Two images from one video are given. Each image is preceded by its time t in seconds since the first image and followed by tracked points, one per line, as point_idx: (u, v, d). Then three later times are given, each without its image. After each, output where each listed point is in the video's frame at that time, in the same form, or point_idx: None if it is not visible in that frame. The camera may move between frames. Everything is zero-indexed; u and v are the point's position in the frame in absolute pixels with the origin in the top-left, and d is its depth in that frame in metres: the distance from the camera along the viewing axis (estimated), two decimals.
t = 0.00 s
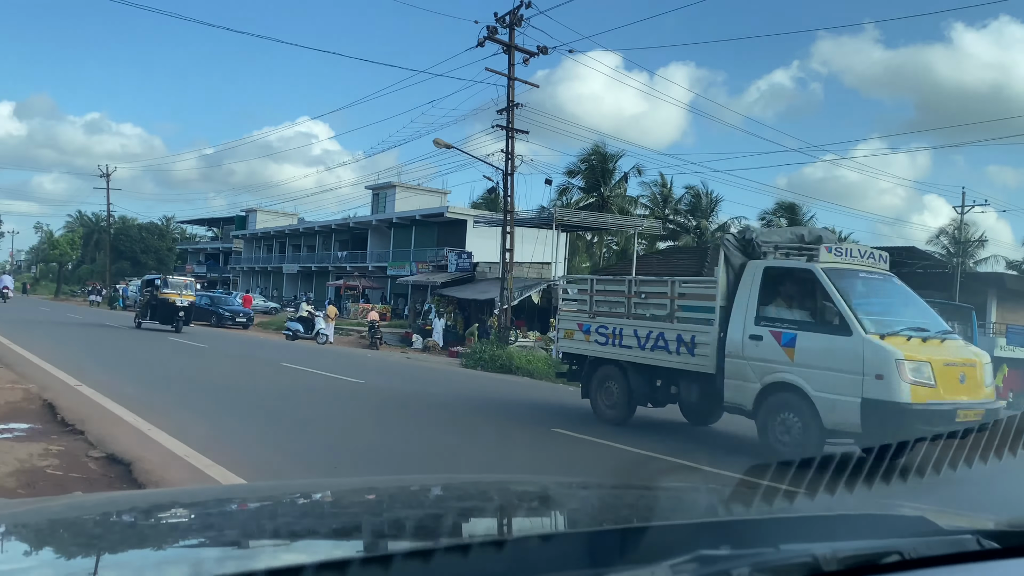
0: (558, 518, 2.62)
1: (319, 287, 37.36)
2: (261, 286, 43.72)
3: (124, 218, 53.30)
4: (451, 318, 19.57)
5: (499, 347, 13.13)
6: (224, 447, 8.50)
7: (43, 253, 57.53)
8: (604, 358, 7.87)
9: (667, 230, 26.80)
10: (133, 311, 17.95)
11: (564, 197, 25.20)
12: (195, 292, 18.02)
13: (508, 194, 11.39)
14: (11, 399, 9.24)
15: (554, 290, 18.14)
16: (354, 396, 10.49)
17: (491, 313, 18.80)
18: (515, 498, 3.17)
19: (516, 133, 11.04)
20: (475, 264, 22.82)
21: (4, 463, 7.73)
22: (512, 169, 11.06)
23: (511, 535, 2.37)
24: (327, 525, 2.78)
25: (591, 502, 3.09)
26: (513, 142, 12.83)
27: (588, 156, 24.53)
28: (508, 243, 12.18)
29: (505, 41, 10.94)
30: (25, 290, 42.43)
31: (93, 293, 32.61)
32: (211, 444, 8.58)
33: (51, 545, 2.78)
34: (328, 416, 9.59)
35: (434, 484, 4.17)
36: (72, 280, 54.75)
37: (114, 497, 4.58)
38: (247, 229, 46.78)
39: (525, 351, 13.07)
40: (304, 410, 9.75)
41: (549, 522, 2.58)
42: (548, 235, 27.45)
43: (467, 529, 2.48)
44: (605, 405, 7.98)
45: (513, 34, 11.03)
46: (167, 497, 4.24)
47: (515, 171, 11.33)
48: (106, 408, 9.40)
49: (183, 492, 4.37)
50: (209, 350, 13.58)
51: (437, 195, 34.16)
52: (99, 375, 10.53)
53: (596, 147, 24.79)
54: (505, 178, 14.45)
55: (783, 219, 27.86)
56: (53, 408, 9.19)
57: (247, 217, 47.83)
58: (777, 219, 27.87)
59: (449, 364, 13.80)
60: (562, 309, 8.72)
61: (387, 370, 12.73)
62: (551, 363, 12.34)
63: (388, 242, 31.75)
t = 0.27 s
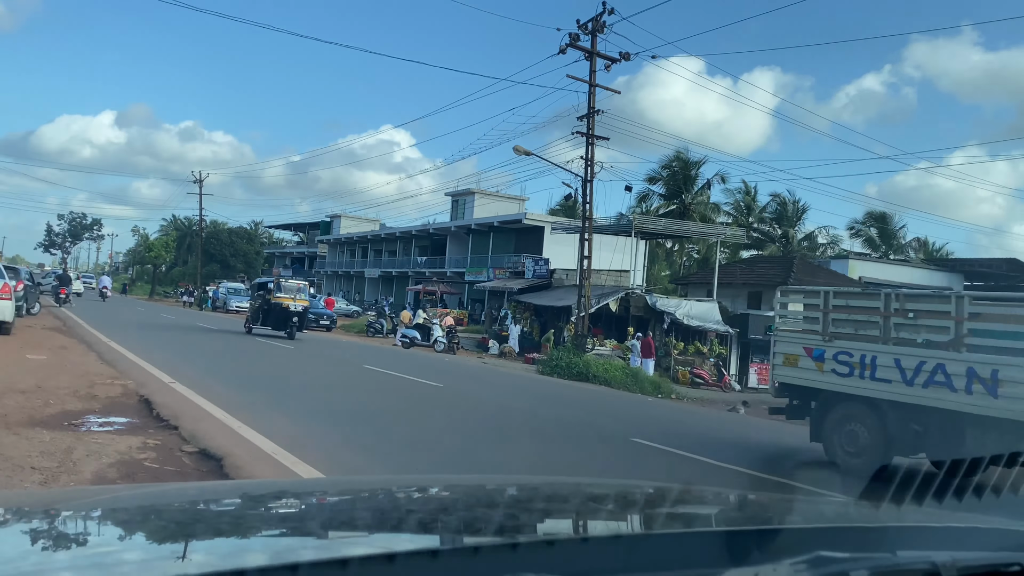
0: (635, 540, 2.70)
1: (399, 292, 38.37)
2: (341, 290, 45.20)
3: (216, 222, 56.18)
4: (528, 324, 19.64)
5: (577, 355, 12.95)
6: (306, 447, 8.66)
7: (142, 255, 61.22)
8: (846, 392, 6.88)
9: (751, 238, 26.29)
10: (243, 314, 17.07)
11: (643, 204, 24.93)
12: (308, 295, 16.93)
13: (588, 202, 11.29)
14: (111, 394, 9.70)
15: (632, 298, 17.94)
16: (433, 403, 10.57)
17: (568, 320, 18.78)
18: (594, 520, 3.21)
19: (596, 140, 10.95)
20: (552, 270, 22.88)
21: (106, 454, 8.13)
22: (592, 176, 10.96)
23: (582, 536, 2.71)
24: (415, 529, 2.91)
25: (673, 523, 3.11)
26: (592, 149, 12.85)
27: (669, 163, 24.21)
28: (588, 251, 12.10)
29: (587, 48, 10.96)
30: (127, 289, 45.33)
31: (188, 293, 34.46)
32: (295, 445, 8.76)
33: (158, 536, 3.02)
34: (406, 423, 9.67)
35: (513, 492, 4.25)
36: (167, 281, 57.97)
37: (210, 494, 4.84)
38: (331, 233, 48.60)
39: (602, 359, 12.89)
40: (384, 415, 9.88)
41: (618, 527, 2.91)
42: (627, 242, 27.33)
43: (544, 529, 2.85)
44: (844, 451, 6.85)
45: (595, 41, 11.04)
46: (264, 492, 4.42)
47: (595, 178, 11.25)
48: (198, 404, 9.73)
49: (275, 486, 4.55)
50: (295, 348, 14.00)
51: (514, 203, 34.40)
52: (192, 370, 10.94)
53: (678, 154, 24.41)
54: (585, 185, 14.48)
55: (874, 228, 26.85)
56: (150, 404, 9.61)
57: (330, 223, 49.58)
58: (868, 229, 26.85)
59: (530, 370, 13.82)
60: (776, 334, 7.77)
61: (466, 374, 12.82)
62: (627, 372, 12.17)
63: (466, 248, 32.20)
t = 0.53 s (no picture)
0: (706, 539, 2.67)
1: (474, 298, 39.45)
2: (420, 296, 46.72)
3: (301, 229, 59.00)
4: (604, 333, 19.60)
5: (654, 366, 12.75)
6: (387, 450, 8.76)
7: (231, 261, 64.71)
8: None
9: (837, 249, 26.08)
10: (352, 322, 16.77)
11: (724, 212, 24.86)
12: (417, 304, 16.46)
13: (667, 209, 11.32)
14: (201, 392, 10.07)
15: (712, 307, 17.71)
16: (511, 410, 10.57)
17: (643, 329, 18.86)
18: (673, 526, 3.15)
19: (675, 147, 11.07)
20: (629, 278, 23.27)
21: (197, 451, 8.41)
22: (671, 182, 11.05)
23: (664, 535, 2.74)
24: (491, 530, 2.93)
25: (754, 528, 3.05)
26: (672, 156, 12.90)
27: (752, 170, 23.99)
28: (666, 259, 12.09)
29: (668, 54, 11.10)
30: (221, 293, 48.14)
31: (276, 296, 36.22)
32: (375, 446, 8.86)
33: (239, 528, 3.12)
34: (485, 430, 9.68)
35: (581, 498, 4.31)
36: (254, 286, 61.03)
37: (299, 490, 5.03)
38: (408, 241, 50.41)
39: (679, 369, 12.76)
40: (463, 421, 9.94)
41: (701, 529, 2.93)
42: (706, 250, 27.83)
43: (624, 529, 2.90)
44: None
45: (676, 48, 11.21)
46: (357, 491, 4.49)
47: (674, 185, 11.28)
48: (283, 404, 10.01)
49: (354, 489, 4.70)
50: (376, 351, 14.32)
51: (590, 211, 34.93)
52: (277, 371, 11.28)
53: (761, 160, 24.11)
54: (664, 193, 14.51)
55: (967, 239, 25.85)
56: (237, 403, 9.93)
57: (409, 230, 51.33)
58: (960, 240, 25.88)
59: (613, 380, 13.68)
60: None
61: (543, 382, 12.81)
62: (705, 382, 12.11)
63: (541, 256, 33.25)
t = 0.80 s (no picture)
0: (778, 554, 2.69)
1: (540, 307, 40.44)
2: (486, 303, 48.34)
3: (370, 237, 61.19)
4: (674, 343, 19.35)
5: (725, 378, 12.57)
6: (457, 455, 8.78)
7: (304, 267, 67.58)
8: None
9: (918, 257, 26.56)
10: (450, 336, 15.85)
11: (800, 220, 25.75)
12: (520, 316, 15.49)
13: (739, 216, 11.29)
14: (278, 394, 10.35)
15: (785, 318, 17.55)
16: (579, 419, 10.53)
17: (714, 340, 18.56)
18: (742, 537, 3.17)
19: (749, 154, 11.05)
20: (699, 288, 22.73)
21: (276, 452, 8.59)
22: (743, 190, 11.04)
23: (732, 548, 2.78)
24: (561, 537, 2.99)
25: (824, 542, 3.05)
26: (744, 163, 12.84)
27: (829, 179, 24.60)
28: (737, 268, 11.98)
29: (741, 60, 11.12)
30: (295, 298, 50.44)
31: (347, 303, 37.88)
32: (445, 452, 8.88)
33: (313, 528, 3.26)
34: (554, 437, 9.65)
35: (652, 504, 4.29)
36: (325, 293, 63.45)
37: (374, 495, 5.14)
38: (476, 249, 51.94)
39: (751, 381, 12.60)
40: (531, 429, 9.93)
41: (770, 542, 2.95)
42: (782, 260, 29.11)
43: (691, 541, 2.95)
44: None
45: (749, 53, 11.23)
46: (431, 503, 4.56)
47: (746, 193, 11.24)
48: (355, 408, 10.19)
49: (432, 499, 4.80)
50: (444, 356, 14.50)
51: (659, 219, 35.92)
52: (349, 375, 11.51)
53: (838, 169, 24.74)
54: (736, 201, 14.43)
55: None
56: (312, 406, 10.15)
57: (476, 237, 53.30)
58: None
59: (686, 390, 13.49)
60: None
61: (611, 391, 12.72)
62: (778, 395, 11.88)
63: (608, 263, 33.88)
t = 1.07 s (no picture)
0: None
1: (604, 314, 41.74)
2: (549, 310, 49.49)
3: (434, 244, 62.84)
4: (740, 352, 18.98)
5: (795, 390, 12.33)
6: (522, 464, 8.77)
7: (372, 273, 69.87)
8: None
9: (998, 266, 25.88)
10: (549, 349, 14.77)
11: (873, 228, 25.19)
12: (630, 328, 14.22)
13: (808, 225, 11.11)
14: (345, 399, 10.52)
15: (858, 328, 17.81)
16: (641, 430, 10.46)
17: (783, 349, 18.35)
18: (812, 557, 3.14)
19: (819, 161, 10.84)
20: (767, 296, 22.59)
21: (344, 457, 8.68)
22: (813, 198, 10.85)
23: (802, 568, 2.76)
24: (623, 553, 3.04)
25: (903, 563, 3.00)
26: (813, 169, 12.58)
27: (904, 185, 24.12)
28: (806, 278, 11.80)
29: (811, 65, 10.91)
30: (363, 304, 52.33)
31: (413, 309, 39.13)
32: (509, 461, 8.88)
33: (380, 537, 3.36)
34: (620, 449, 9.57)
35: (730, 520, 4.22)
36: (389, 298, 65.51)
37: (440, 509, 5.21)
38: (540, 256, 53.56)
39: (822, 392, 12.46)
40: (595, 440, 9.88)
41: (840, 563, 2.92)
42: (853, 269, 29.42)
43: (759, 559, 2.94)
44: None
45: (820, 58, 11.04)
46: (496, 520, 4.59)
47: (816, 200, 11.04)
48: (421, 414, 10.28)
49: (498, 515, 4.83)
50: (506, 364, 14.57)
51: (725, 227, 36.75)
52: (414, 382, 11.64)
53: (914, 175, 24.24)
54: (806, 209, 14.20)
55: None
56: (377, 412, 10.27)
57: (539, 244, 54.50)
58: None
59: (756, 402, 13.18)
60: None
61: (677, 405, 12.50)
62: (850, 408, 11.67)
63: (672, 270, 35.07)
